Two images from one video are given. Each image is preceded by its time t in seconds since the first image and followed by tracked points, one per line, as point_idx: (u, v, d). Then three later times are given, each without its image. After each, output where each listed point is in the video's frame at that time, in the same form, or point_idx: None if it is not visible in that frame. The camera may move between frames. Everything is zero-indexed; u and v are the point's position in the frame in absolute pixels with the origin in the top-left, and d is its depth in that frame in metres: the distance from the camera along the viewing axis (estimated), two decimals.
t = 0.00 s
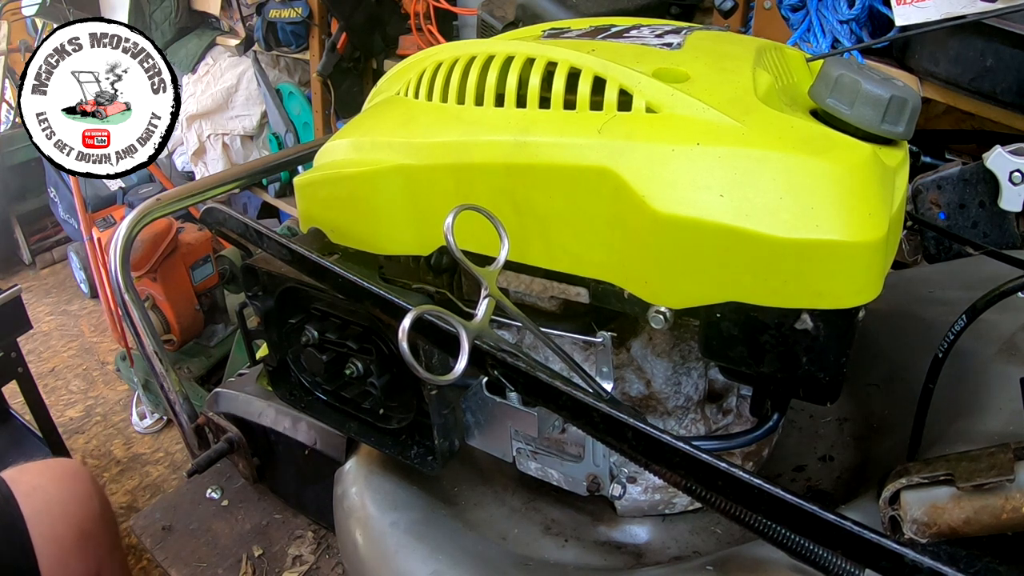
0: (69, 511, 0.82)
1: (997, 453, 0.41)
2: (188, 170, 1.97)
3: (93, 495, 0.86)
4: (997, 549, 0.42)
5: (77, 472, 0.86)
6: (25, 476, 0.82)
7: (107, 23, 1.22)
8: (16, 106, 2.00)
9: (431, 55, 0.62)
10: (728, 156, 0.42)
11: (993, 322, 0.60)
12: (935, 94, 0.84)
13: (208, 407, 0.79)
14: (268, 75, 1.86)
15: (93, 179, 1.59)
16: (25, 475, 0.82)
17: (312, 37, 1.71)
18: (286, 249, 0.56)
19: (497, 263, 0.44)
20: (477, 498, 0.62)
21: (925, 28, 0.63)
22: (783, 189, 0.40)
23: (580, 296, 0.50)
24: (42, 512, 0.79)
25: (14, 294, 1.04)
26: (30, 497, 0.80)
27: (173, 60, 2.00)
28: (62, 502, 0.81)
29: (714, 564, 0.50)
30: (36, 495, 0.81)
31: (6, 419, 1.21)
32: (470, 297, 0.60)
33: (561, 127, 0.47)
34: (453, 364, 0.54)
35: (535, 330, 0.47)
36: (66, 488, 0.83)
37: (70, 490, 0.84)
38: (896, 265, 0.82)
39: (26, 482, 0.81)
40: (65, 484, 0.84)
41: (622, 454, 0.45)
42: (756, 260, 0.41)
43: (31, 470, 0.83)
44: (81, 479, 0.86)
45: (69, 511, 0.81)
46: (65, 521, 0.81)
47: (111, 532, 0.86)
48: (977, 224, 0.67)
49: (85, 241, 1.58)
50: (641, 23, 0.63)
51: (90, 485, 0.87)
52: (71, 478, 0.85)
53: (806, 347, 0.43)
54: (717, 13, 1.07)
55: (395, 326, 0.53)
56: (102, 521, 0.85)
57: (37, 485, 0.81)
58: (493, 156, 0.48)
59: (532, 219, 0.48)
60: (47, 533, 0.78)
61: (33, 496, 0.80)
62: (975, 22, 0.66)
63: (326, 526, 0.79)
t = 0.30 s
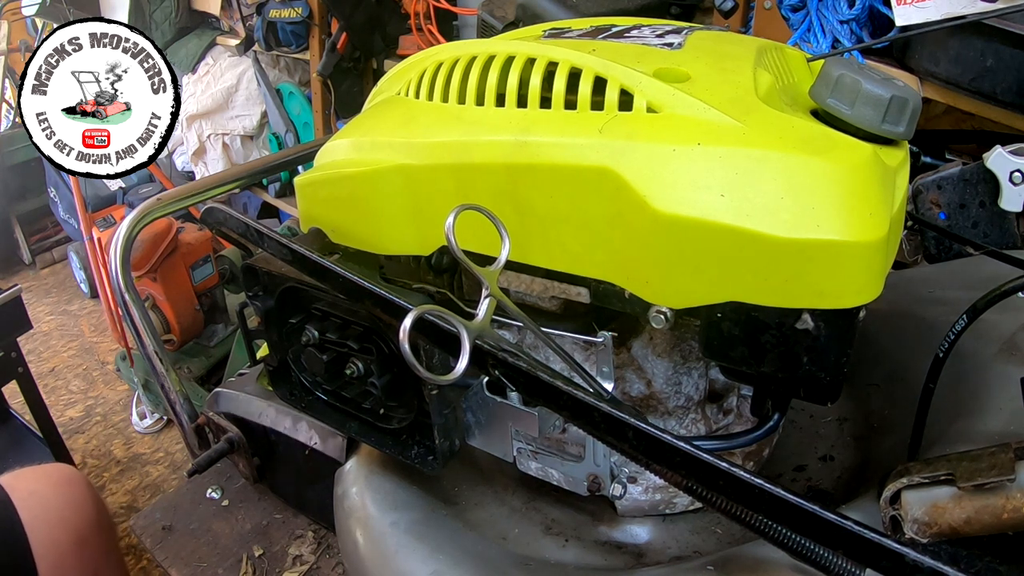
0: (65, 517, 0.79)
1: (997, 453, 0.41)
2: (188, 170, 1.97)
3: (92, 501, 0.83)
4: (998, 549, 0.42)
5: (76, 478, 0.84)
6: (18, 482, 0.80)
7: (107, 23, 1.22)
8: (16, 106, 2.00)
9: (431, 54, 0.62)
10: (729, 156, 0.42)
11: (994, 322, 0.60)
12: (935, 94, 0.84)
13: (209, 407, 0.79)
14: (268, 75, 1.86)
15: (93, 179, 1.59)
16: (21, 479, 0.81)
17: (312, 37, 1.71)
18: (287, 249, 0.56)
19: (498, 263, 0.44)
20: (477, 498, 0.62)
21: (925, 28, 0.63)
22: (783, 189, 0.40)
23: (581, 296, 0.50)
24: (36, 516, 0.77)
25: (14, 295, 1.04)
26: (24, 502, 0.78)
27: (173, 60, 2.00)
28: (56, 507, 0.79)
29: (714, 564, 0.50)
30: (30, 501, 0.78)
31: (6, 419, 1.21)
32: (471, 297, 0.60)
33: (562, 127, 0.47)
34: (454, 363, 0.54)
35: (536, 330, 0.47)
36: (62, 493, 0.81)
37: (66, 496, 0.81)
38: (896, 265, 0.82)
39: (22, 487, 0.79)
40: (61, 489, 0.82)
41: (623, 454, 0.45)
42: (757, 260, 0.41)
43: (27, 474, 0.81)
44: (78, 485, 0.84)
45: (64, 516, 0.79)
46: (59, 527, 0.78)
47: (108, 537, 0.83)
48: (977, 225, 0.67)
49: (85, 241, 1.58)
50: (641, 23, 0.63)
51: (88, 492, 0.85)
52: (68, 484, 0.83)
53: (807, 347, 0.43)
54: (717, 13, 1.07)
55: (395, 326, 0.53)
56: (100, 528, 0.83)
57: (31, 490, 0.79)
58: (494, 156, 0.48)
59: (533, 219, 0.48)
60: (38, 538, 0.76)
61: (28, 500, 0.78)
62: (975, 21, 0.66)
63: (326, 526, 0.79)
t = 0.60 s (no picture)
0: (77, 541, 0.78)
1: (998, 453, 0.40)
2: (188, 170, 1.97)
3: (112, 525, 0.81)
4: (998, 549, 0.42)
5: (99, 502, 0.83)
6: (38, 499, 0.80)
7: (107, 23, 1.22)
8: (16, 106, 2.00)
9: (431, 55, 0.62)
10: (729, 156, 0.42)
11: (994, 322, 0.60)
12: (935, 94, 0.84)
13: (209, 407, 0.79)
14: (268, 75, 1.86)
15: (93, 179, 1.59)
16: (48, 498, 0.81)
17: (313, 37, 1.71)
18: (287, 249, 0.56)
19: (498, 263, 0.44)
20: (477, 498, 0.62)
21: (925, 28, 0.63)
22: (783, 189, 0.40)
23: (581, 296, 0.50)
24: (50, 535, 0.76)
25: (14, 295, 1.04)
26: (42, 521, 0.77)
27: (173, 60, 2.00)
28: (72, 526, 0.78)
29: (715, 564, 0.50)
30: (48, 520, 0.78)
31: (6, 419, 1.21)
32: (471, 297, 0.60)
33: (562, 127, 0.47)
34: (454, 363, 0.54)
35: (536, 330, 0.47)
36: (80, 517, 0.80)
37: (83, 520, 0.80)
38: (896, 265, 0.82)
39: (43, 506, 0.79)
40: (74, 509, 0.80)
41: (623, 454, 0.45)
42: (757, 260, 0.41)
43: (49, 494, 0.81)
44: (98, 509, 0.83)
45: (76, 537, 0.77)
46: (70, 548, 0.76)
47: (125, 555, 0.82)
48: (977, 225, 0.67)
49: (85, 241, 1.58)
50: (641, 23, 0.63)
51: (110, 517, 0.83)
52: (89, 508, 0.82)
53: (807, 347, 0.43)
54: (717, 13, 1.07)
55: (395, 326, 0.53)
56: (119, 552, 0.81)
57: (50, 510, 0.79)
58: (494, 156, 0.48)
59: (533, 219, 0.48)
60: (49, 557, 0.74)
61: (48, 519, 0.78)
62: (975, 21, 0.66)
63: (326, 526, 0.79)
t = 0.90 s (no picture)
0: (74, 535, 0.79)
1: (998, 453, 0.40)
2: (188, 170, 1.97)
3: (111, 520, 0.83)
4: (998, 549, 0.42)
5: (99, 493, 0.84)
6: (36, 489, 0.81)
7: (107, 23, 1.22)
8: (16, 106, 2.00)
9: (431, 55, 0.62)
10: (729, 156, 0.42)
11: (994, 322, 0.60)
12: (935, 94, 0.84)
13: (209, 406, 0.79)
14: (268, 75, 1.86)
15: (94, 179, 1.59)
16: (47, 487, 0.82)
17: (312, 37, 1.71)
18: (287, 249, 0.56)
19: (498, 263, 0.44)
20: (477, 498, 0.62)
21: (925, 28, 0.62)
22: (783, 189, 0.40)
23: (581, 296, 0.50)
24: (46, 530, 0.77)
25: (14, 295, 1.04)
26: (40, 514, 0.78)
27: (173, 60, 2.00)
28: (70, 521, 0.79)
29: (715, 564, 0.50)
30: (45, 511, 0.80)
31: (6, 419, 1.21)
32: (471, 297, 0.60)
33: (562, 127, 0.47)
34: (454, 364, 0.54)
35: (537, 330, 0.47)
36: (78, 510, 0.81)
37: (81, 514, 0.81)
38: (896, 265, 0.82)
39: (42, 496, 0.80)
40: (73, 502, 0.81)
41: (623, 453, 0.44)
42: (757, 260, 0.41)
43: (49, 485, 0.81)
44: (98, 500, 0.84)
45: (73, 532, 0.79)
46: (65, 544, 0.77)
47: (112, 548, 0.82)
48: (977, 225, 0.67)
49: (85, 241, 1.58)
50: (641, 23, 0.63)
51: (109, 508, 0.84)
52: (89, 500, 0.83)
53: (807, 347, 0.43)
54: (717, 13, 1.07)
55: (395, 326, 0.53)
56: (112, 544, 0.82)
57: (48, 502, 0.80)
58: (494, 156, 0.48)
59: (533, 219, 0.48)
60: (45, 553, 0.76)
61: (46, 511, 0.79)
62: (975, 22, 0.66)
63: (326, 526, 0.79)
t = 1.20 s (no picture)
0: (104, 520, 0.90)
1: (998, 454, 0.40)
2: (188, 170, 1.97)
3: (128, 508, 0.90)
4: (997, 549, 0.42)
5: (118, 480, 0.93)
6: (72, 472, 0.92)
7: (107, 23, 1.22)
8: (16, 105, 2.00)
9: (431, 54, 0.62)
10: (729, 156, 0.42)
11: (994, 322, 0.60)
12: (935, 94, 0.84)
13: (208, 406, 0.79)
14: (268, 75, 1.86)
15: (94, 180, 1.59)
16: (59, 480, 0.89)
17: (313, 37, 1.71)
18: (287, 249, 0.56)
19: (497, 263, 0.44)
20: (477, 498, 0.62)
21: (925, 28, 0.62)
22: (783, 189, 0.40)
23: (581, 296, 0.50)
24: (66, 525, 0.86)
25: (14, 294, 1.03)
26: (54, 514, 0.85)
27: (173, 60, 2.00)
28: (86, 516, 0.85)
29: (714, 564, 0.50)
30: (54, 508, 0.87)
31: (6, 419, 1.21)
32: (470, 298, 0.60)
33: (562, 127, 0.47)
34: (453, 364, 0.54)
35: (536, 330, 0.47)
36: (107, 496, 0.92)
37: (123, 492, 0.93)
38: (896, 265, 0.82)
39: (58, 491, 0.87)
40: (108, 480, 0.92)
41: (623, 454, 0.44)
42: (757, 260, 0.41)
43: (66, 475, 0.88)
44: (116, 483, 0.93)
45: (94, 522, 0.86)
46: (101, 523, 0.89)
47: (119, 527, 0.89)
48: (977, 225, 0.67)
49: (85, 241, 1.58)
50: (641, 23, 0.63)
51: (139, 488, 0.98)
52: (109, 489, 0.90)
53: (807, 347, 0.43)
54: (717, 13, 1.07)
55: (395, 326, 0.53)
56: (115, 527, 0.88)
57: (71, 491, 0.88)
58: (494, 155, 0.48)
59: (533, 219, 0.48)
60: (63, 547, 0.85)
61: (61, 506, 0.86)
62: (975, 22, 0.66)
63: (326, 526, 0.79)
